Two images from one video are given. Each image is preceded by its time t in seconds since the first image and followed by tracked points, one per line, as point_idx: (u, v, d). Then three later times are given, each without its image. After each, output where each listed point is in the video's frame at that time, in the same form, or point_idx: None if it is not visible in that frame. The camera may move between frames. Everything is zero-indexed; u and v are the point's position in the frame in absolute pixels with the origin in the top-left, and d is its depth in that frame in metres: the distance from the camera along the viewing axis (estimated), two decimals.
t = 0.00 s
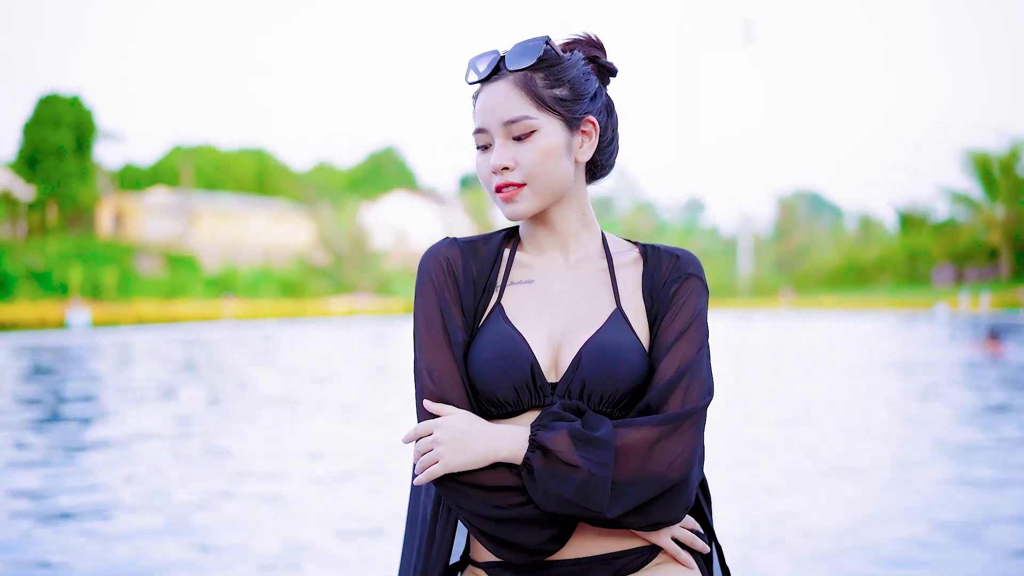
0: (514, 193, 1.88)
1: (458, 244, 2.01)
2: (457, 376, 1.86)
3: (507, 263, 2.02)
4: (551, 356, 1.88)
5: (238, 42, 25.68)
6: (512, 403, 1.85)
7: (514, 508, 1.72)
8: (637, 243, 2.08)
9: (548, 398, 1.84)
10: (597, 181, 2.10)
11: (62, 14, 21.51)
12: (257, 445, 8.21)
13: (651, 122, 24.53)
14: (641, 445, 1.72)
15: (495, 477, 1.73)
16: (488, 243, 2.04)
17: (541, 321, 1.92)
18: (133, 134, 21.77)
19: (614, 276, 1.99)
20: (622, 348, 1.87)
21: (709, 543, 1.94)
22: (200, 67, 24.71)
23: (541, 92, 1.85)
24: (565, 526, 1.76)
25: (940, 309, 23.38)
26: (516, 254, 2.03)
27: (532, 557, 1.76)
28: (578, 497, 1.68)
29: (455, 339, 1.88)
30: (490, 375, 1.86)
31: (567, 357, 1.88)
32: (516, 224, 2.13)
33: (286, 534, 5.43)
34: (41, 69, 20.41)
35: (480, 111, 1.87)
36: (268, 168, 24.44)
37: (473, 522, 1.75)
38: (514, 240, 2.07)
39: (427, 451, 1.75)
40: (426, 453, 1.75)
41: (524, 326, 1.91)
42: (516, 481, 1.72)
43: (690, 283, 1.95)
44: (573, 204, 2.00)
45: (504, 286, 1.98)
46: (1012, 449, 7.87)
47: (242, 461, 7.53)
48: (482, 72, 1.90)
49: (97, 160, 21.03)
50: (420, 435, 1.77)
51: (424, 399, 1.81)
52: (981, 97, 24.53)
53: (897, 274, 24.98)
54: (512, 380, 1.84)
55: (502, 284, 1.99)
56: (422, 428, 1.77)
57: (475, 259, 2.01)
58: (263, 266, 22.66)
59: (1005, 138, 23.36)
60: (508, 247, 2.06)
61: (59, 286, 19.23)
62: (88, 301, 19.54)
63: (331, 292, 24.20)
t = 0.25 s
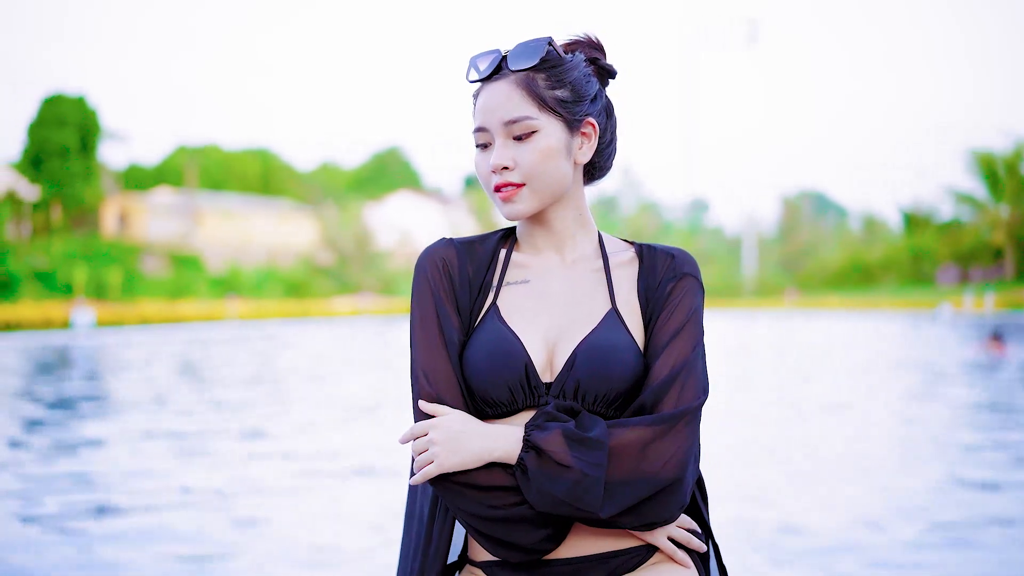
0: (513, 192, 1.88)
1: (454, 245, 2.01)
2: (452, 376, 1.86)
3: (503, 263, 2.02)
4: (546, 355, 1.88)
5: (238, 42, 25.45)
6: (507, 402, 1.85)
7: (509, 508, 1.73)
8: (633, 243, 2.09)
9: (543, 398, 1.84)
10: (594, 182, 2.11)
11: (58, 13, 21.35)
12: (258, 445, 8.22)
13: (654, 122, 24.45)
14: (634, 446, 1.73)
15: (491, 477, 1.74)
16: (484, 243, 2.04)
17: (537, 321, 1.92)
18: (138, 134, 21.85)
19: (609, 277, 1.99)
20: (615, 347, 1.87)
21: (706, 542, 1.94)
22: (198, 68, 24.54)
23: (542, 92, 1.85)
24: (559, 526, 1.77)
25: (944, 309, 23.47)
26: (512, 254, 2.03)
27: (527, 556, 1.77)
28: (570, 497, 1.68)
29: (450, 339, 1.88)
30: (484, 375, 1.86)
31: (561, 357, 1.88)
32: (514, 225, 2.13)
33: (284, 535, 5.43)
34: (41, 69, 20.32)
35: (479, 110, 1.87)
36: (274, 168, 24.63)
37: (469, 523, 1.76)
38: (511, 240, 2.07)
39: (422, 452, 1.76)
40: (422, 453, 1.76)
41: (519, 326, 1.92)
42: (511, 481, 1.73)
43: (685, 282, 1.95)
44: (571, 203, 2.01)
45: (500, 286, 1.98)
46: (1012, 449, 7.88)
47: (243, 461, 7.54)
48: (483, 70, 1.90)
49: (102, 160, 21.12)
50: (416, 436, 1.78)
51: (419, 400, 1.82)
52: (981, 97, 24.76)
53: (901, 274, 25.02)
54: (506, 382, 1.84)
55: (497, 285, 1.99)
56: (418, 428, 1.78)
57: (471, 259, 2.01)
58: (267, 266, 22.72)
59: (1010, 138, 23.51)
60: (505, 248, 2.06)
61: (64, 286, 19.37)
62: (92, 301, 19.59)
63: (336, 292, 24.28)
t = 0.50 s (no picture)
0: (512, 192, 1.88)
1: (451, 246, 2.02)
2: (447, 377, 1.87)
3: (499, 263, 2.02)
4: (540, 355, 1.88)
5: (237, 42, 25.88)
6: (501, 402, 1.85)
7: (503, 508, 1.74)
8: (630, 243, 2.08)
9: (536, 397, 1.84)
10: (592, 184, 2.10)
11: (61, 14, 21.52)
12: (261, 444, 8.23)
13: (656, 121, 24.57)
14: (628, 445, 1.72)
15: (485, 476, 1.74)
16: (481, 244, 2.04)
17: (531, 320, 1.92)
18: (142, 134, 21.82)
19: (604, 276, 1.98)
20: (609, 346, 1.87)
21: (704, 542, 1.92)
22: (199, 68, 24.62)
23: (544, 93, 1.85)
24: (553, 525, 1.76)
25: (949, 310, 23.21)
26: (509, 254, 2.03)
27: (521, 555, 1.77)
28: (562, 497, 1.69)
29: (445, 339, 1.89)
30: (479, 375, 1.86)
31: (555, 356, 1.87)
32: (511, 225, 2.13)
33: (285, 535, 5.43)
34: (40, 68, 20.59)
35: (480, 110, 1.88)
36: (277, 168, 24.28)
37: (464, 522, 1.76)
38: (508, 240, 2.07)
39: (417, 452, 1.77)
40: (417, 452, 1.77)
41: (513, 325, 1.92)
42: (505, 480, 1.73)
43: (680, 281, 1.94)
44: (569, 204, 2.00)
45: (495, 287, 1.98)
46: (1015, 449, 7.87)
47: (246, 461, 7.55)
48: (485, 69, 1.90)
49: (107, 160, 21.08)
50: (411, 435, 1.79)
51: (415, 400, 1.83)
52: (982, 97, 25.17)
53: (906, 275, 24.79)
54: (500, 380, 1.85)
55: (492, 284, 2.00)
56: (412, 428, 1.79)
57: (468, 259, 2.01)
58: (272, 266, 22.70)
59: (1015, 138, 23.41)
60: (501, 247, 2.06)
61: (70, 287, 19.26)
62: (98, 301, 19.59)
63: (339, 292, 24.10)
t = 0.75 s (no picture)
0: (513, 192, 1.89)
1: (447, 248, 2.02)
2: (442, 377, 1.88)
3: (495, 264, 2.03)
4: (535, 355, 1.88)
5: (238, 42, 25.90)
6: (495, 401, 1.86)
7: (499, 508, 1.74)
8: (626, 242, 2.08)
9: (530, 397, 1.84)
10: (591, 185, 2.10)
11: (61, 14, 21.46)
12: (264, 444, 8.26)
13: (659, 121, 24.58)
14: (621, 444, 1.72)
15: (480, 476, 1.75)
16: (476, 245, 2.05)
17: (526, 320, 1.92)
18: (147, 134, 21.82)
19: (600, 276, 1.98)
20: (603, 346, 1.87)
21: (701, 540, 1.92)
22: (199, 67, 24.61)
23: (548, 93, 1.85)
24: (548, 525, 1.77)
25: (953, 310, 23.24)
26: (505, 255, 2.04)
27: (516, 555, 1.77)
28: (555, 497, 1.68)
29: (440, 341, 1.90)
30: (474, 375, 1.87)
31: (550, 356, 1.87)
32: (508, 226, 2.13)
33: (285, 534, 5.45)
34: (41, 68, 20.55)
35: (484, 108, 1.88)
36: (284, 168, 24.32)
37: (460, 521, 1.77)
38: (505, 241, 2.07)
39: (411, 453, 1.78)
40: (412, 453, 1.78)
41: (507, 326, 1.92)
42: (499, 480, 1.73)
43: (675, 279, 1.94)
44: (567, 205, 2.00)
45: (490, 288, 1.99)
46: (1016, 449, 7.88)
47: (249, 460, 7.56)
48: (488, 67, 1.89)
49: (112, 160, 21.08)
50: (405, 436, 1.80)
51: (410, 400, 1.85)
52: (982, 97, 25.02)
53: (911, 275, 24.89)
54: (494, 380, 1.85)
55: (488, 285, 2.00)
56: (407, 430, 1.80)
57: (464, 260, 2.02)
58: (277, 266, 22.72)
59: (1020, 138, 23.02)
60: (498, 248, 2.07)
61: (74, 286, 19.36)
62: (102, 301, 19.72)
63: (344, 292, 24.21)
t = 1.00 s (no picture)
0: (517, 191, 1.89)
1: (445, 250, 2.03)
2: (440, 379, 1.88)
3: (493, 264, 2.03)
4: (531, 355, 1.87)
5: (238, 43, 25.96)
6: (492, 402, 1.86)
7: (496, 508, 1.74)
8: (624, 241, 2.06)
9: (527, 397, 1.84)
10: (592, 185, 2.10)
11: (61, 15, 21.54)
12: (267, 444, 8.26)
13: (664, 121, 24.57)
14: (617, 444, 1.71)
15: (476, 476, 1.75)
16: (474, 246, 2.05)
17: (523, 320, 1.92)
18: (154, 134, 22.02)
19: (598, 274, 1.96)
20: (600, 345, 1.86)
21: (701, 539, 1.90)
22: (199, 67, 24.59)
23: (555, 94, 1.85)
24: (546, 525, 1.76)
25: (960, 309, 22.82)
26: (503, 255, 2.03)
27: (513, 554, 1.76)
28: (551, 497, 1.67)
29: (438, 341, 1.91)
30: (470, 375, 1.87)
31: (547, 355, 1.86)
32: (507, 227, 2.13)
33: (287, 535, 5.45)
34: (40, 68, 20.60)
35: (489, 107, 1.88)
36: (289, 169, 24.43)
37: (458, 522, 1.77)
38: (503, 242, 2.07)
39: (409, 453, 1.78)
40: (409, 454, 1.78)
41: (504, 326, 1.91)
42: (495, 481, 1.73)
43: (671, 277, 1.92)
44: (568, 205, 2.00)
45: (488, 288, 1.99)
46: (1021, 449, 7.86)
47: (253, 461, 7.57)
48: (494, 66, 1.89)
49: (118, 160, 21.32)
50: (403, 437, 1.80)
51: (409, 401, 1.85)
52: (982, 97, 25.40)
53: (917, 275, 24.29)
54: (490, 380, 1.85)
55: (486, 285, 2.00)
56: (405, 431, 1.80)
57: (461, 262, 2.02)
58: (283, 266, 22.61)
59: None
60: (496, 249, 2.07)
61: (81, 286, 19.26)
62: (108, 301, 19.53)
63: (349, 292, 23.93)
